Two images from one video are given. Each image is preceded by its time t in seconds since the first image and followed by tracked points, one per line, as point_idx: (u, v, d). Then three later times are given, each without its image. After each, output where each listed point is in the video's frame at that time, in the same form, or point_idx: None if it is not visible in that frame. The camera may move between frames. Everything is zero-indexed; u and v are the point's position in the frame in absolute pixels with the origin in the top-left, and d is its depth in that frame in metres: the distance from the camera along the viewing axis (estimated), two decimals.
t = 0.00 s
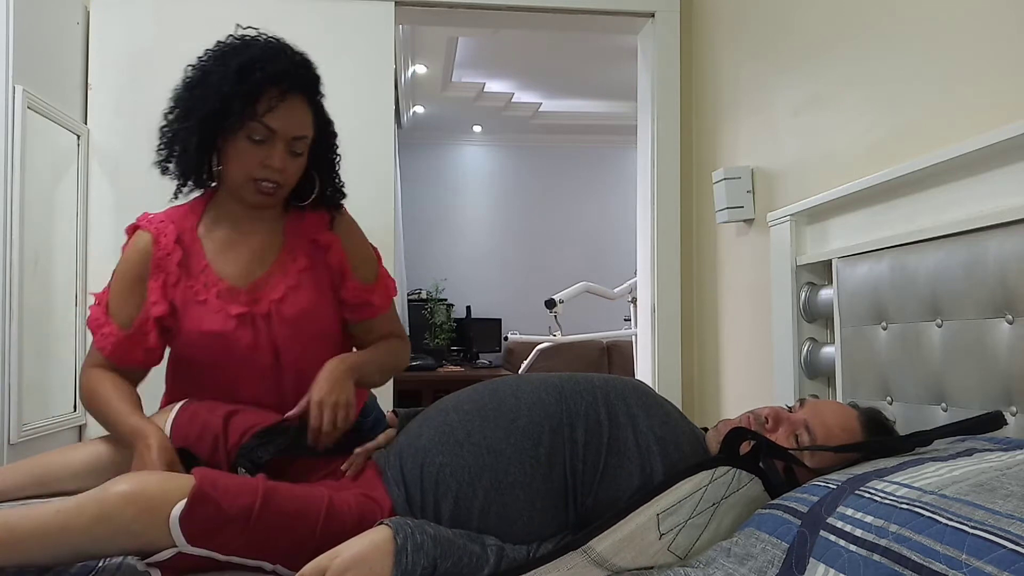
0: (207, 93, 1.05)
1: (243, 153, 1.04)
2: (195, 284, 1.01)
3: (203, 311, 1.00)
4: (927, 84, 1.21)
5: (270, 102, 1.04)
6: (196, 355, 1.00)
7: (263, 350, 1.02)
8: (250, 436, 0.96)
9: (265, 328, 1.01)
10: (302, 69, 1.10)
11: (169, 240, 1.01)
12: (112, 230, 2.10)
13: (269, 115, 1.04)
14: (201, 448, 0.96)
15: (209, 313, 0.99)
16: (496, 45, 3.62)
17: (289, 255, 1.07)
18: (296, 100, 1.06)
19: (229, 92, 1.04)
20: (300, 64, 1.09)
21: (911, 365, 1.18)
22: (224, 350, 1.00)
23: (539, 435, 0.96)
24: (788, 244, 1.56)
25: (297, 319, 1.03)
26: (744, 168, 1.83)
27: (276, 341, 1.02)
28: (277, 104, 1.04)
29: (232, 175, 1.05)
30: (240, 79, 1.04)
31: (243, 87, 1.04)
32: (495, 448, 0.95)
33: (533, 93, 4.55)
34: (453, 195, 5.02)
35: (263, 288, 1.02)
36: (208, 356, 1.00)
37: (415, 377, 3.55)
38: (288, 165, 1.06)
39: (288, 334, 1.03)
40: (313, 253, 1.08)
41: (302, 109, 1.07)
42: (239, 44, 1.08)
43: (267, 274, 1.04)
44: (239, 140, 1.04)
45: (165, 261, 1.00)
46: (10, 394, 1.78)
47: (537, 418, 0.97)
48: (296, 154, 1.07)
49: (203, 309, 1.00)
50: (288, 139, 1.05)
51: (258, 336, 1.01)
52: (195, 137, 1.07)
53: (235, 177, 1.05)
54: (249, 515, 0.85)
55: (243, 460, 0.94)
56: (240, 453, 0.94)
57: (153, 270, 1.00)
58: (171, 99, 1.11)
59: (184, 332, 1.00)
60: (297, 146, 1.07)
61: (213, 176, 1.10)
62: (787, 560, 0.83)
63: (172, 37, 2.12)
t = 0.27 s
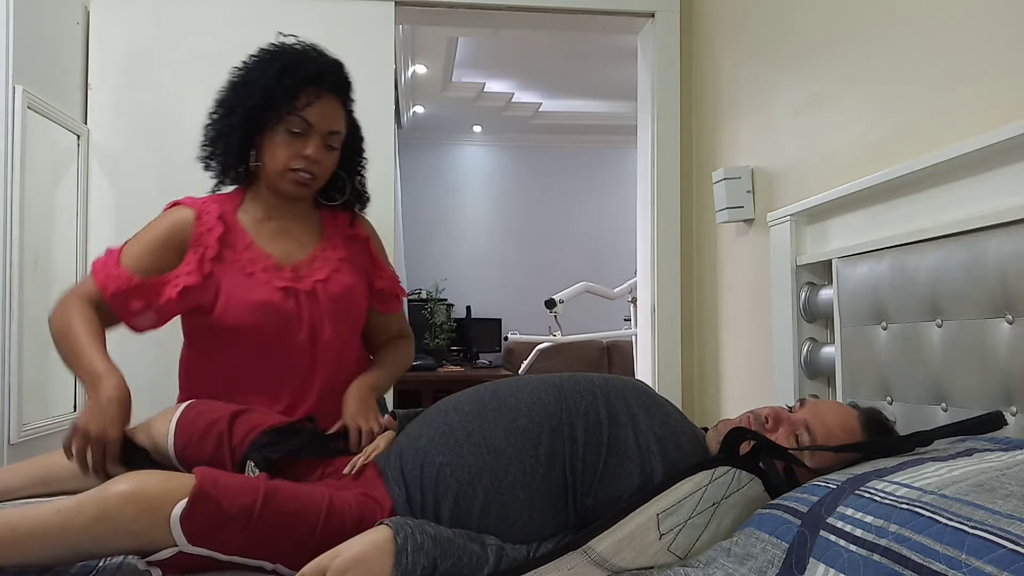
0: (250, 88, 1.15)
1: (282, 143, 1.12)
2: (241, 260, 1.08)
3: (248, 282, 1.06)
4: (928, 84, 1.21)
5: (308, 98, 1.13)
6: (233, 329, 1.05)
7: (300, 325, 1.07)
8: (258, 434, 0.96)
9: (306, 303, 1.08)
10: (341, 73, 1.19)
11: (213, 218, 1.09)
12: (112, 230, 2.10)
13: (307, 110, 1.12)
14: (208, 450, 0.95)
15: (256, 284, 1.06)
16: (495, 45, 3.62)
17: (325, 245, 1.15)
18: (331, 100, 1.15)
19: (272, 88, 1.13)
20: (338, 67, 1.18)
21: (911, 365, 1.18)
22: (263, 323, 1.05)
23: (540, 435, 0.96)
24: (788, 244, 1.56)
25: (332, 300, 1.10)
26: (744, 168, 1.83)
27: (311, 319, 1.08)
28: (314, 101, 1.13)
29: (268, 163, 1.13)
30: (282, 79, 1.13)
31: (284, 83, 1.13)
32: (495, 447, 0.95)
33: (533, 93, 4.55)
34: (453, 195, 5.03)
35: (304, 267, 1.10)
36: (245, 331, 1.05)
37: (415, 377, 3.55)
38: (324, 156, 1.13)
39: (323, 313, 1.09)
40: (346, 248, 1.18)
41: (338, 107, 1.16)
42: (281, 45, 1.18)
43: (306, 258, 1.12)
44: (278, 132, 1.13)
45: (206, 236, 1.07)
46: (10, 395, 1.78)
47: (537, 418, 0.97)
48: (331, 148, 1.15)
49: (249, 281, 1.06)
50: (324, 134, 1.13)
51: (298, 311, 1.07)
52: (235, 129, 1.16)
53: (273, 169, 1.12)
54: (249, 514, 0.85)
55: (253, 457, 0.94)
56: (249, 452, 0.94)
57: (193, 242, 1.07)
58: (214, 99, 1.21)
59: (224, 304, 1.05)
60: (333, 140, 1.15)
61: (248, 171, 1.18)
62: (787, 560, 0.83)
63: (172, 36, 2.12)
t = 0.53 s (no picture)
0: (305, 94, 1.27)
1: (329, 143, 1.23)
2: (279, 245, 1.16)
3: (281, 267, 1.14)
4: (928, 84, 1.21)
5: (358, 105, 1.24)
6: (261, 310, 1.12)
7: (322, 316, 1.13)
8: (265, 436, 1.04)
9: (331, 296, 1.13)
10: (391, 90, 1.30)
11: (262, 203, 1.19)
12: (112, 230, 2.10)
13: (355, 116, 1.23)
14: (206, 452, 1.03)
15: (287, 271, 1.13)
16: (495, 45, 3.62)
17: (360, 245, 1.21)
18: (378, 108, 1.26)
19: (325, 93, 1.25)
20: (387, 82, 1.30)
21: (911, 365, 1.18)
22: (288, 309, 1.11)
23: (540, 435, 0.96)
24: (788, 245, 1.56)
25: (359, 296, 1.15)
26: (744, 168, 1.83)
27: (335, 312, 1.13)
28: (361, 106, 1.24)
29: (314, 161, 1.23)
30: (335, 87, 1.25)
31: (336, 91, 1.25)
32: (495, 447, 0.95)
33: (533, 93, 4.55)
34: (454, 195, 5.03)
35: (338, 264, 1.17)
36: (271, 314, 1.11)
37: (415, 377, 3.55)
38: (365, 159, 1.22)
39: (349, 308, 1.14)
40: (381, 251, 1.23)
41: (383, 117, 1.27)
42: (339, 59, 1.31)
43: (340, 255, 1.18)
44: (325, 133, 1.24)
45: (251, 216, 1.17)
46: (10, 395, 1.78)
47: (537, 418, 0.97)
48: (373, 153, 1.24)
49: (282, 267, 1.14)
50: (370, 137, 1.23)
51: (322, 302, 1.13)
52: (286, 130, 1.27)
53: (321, 166, 1.22)
54: (249, 515, 0.85)
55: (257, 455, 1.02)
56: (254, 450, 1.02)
57: (238, 219, 1.17)
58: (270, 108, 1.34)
59: (258, 284, 1.13)
60: (375, 145, 1.24)
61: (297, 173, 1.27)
62: (787, 560, 0.83)
63: (173, 36, 2.12)
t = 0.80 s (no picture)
0: (357, 100, 1.32)
1: (379, 144, 1.26)
2: (330, 236, 1.19)
3: (331, 258, 1.17)
4: (928, 84, 1.21)
5: (407, 109, 1.28)
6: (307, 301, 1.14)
7: (362, 310, 1.14)
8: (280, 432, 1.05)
9: (375, 292, 1.15)
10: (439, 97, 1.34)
11: (318, 195, 1.23)
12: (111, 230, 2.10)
13: (404, 118, 1.27)
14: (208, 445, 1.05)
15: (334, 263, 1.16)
16: (496, 45, 3.62)
17: (405, 243, 1.24)
18: (423, 112, 1.29)
19: (377, 99, 1.30)
20: (433, 86, 1.33)
21: (911, 366, 1.18)
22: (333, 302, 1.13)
23: (540, 435, 0.96)
24: (788, 245, 1.56)
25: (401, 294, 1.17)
26: (744, 168, 1.83)
27: (377, 308, 1.15)
28: (408, 110, 1.28)
29: (364, 161, 1.27)
30: (382, 92, 1.30)
31: (387, 96, 1.30)
32: (495, 447, 0.95)
33: (533, 93, 4.56)
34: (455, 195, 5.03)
35: (386, 261, 1.19)
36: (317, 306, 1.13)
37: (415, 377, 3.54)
38: (412, 159, 1.25)
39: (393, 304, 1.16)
40: (425, 251, 1.25)
41: (431, 120, 1.30)
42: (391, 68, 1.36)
43: (385, 252, 1.21)
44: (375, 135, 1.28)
45: (307, 207, 1.21)
46: (10, 395, 1.78)
47: (537, 418, 0.97)
48: (421, 154, 1.27)
49: (330, 258, 1.16)
50: (415, 138, 1.27)
51: (366, 296, 1.15)
52: (340, 136, 1.34)
53: (367, 168, 1.26)
54: (249, 515, 0.85)
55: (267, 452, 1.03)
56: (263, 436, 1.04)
57: (296, 207, 1.21)
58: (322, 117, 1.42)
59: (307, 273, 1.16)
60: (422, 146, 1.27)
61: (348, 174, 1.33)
62: (787, 560, 0.83)
63: (172, 36, 2.12)
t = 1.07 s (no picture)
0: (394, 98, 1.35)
1: (414, 141, 1.27)
2: (361, 239, 1.18)
3: (361, 262, 1.16)
4: (928, 84, 1.21)
5: (443, 107, 1.30)
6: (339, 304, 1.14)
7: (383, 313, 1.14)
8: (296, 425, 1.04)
9: (402, 296, 1.14)
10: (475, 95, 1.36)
11: (353, 197, 1.24)
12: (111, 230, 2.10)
13: (440, 116, 1.28)
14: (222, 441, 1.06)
15: (363, 267, 1.16)
16: (495, 45, 3.62)
17: (436, 246, 1.23)
18: (459, 110, 1.30)
19: (414, 97, 1.33)
20: (469, 86, 1.35)
21: (911, 366, 1.18)
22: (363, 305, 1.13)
23: (540, 435, 0.96)
24: (788, 245, 1.56)
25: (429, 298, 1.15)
26: (744, 168, 1.83)
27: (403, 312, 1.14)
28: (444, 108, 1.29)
29: (400, 158, 1.28)
30: (420, 92, 1.33)
31: (424, 94, 1.32)
32: (495, 447, 0.95)
33: (533, 93, 4.56)
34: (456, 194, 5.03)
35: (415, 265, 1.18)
36: (347, 309, 1.14)
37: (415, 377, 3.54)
38: (447, 156, 1.25)
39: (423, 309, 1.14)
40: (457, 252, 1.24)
41: (466, 116, 1.31)
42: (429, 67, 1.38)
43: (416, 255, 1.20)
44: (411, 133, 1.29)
45: (342, 209, 1.22)
46: (10, 395, 1.78)
47: (537, 418, 0.97)
48: (456, 151, 1.28)
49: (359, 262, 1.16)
50: (451, 136, 1.27)
51: (393, 300, 1.14)
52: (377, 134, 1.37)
53: (404, 165, 1.27)
54: (249, 515, 0.85)
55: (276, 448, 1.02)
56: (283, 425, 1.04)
57: (332, 210, 1.21)
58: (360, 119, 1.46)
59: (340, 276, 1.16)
60: (457, 144, 1.28)
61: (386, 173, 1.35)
62: (787, 560, 0.83)
63: (173, 36, 2.12)
